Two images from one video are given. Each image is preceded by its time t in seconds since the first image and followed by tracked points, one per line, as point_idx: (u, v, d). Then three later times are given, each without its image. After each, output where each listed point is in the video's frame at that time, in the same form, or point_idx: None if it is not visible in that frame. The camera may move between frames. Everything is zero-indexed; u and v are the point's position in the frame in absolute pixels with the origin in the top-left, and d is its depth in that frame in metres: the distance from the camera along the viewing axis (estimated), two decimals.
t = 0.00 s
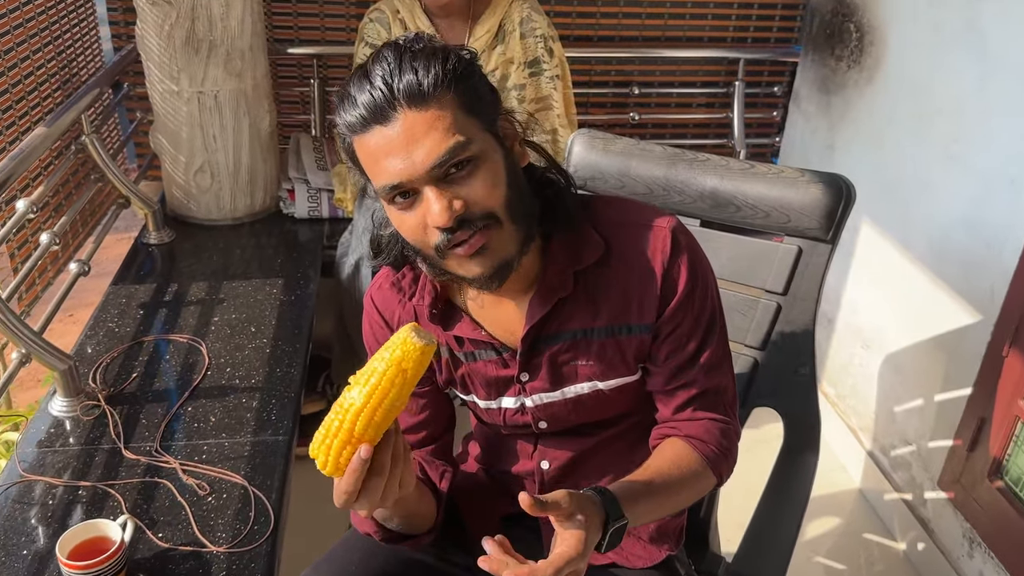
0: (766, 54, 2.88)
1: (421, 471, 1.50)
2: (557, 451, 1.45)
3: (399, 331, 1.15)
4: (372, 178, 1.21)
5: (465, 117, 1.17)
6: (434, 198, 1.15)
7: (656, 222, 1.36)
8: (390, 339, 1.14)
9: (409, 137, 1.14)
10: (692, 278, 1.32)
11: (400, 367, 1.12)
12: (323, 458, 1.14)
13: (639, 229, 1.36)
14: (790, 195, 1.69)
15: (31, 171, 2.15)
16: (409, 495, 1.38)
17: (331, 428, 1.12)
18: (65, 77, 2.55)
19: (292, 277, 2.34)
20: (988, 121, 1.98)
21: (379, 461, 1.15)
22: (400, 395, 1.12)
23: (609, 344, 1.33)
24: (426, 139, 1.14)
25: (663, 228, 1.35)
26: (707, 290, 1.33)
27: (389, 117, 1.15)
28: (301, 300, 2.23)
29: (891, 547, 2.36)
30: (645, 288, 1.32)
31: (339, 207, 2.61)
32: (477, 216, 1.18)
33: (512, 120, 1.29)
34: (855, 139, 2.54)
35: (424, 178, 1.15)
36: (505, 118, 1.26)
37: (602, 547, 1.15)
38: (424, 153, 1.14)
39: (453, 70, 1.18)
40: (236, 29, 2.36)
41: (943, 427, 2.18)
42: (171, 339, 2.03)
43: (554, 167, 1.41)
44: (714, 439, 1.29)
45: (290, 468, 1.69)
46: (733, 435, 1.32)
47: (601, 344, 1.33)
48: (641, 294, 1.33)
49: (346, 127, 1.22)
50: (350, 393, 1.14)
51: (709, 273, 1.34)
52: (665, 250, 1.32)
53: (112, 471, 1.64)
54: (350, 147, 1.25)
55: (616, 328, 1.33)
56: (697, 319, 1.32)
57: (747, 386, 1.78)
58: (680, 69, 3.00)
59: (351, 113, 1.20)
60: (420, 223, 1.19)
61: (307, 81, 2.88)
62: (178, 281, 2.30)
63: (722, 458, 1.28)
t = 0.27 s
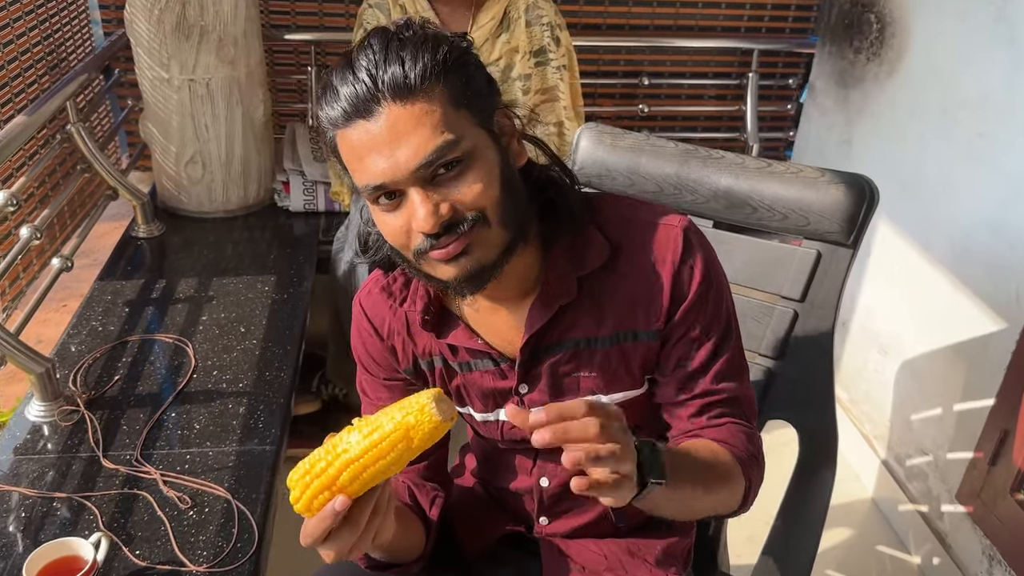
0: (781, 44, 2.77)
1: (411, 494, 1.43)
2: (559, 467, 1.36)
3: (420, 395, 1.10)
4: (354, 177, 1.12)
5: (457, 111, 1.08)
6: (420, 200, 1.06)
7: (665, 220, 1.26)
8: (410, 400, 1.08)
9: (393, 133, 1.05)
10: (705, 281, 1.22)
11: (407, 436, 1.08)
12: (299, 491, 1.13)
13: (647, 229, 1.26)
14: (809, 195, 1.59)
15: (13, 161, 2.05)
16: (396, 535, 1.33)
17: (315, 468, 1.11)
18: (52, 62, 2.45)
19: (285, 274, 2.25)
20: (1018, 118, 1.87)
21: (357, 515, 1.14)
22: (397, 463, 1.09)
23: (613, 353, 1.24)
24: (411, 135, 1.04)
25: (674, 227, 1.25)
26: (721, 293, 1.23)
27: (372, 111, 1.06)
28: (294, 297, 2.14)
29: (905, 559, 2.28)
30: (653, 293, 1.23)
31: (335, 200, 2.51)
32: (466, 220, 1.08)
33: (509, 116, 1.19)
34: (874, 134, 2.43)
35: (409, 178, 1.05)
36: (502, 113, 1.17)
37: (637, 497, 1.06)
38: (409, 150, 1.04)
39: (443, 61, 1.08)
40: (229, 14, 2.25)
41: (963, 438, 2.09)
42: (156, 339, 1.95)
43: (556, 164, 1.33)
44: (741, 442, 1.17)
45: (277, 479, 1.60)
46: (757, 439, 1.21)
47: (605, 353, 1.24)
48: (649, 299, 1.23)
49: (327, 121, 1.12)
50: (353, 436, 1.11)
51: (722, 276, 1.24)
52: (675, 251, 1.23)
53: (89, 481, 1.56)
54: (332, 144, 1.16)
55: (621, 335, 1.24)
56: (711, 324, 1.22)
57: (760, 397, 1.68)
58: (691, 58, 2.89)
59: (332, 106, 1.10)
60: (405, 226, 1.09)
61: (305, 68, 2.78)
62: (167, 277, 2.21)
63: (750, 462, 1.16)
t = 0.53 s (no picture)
0: (795, 36, 2.69)
1: (410, 512, 1.37)
2: (565, 480, 1.30)
3: (418, 423, 1.04)
4: (346, 177, 1.05)
5: (453, 103, 1.01)
6: (416, 198, 0.99)
7: (672, 211, 1.18)
8: (407, 428, 1.03)
9: (387, 125, 0.97)
10: (713, 273, 1.13)
11: (399, 465, 1.02)
12: (286, 510, 1.10)
13: (652, 223, 1.18)
14: (826, 195, 1.52)
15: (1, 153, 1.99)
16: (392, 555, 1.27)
17: (304, 488, 1.08)
18: (45, 50, 2.38)
19: (282, 270, 2.19)
20: None
21: (343, 540, 1.10)
22: (386, 494, 1.03)
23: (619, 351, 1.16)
24: (406, 128, 0.97)
25: (680, 216, 1.17)
26: (731, 286, 1.14)
27: (364, 104, 0.99)
28: (291, 295, 2.08)
29: (918, 569, 2.21)
30: (658, 286, 1.15)
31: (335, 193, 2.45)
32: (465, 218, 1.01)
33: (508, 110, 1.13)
34: (891, 130, 2.36)
35: (403, 174, 0.98)
36: (499, 108, 1.11)
37: (644, 455, 0.90)
38: (403, 144, 0.97)
39: (438, 51, 1.02)
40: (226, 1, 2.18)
41: (981, 447, 2.02)
42: (149, 338, 1.88)
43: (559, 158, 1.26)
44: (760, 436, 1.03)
45: (271, 488, 1.55)
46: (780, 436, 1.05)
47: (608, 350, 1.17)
48: (654, 290, 1.15)
49: (317, 117, 1.05)
50: (345, 459, 1.06)
51: (731, 268, 1.16)
52: (682, 243, 1.14)
53: (76, 489, 1.50)
54: (322, 142, 1.09)
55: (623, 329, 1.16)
56: (720, 312, 1.12)
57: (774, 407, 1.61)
58: (703, 50, 2.81)
59: (321, 101, 1.03)
60: (400, 225, 1.02)
61: (306, 57, 2.71)
62: (161, 273, 2.15)
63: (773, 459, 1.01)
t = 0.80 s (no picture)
0: (806, 30, 2.64)
1: (402, 510, 1.33)
2: (564, 487, 1.27)
3: (398, 404, 1.00)
4: (326, 163, 1.01)
5: (438, 93, 0.97)
6: (391, 186, 0.95)
7: (673, 225, 1.10)
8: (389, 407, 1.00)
9: (367, 112, 0.94)
10: (717, 297, 1.07)
11: (374, 445, 0.98)
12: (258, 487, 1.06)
13: (650, 236, 1.11)
14: (838, 196, 1.47)
15: None
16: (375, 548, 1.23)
17: (277, 465, 1.03)
18: (41, 43, 2.34)
19: (283, 269, 2.15)
20: None
21: (314, 520, 1.05)
22: (360, 474, 0.99)
23: (619, 362, 1.13)
24: (386, 114, 0.93)
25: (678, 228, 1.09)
26: (737, 306, 1.09)
27: (345, 87, 0.95)
28: (292, 294, 2.04)
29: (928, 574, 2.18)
30: (660, 305, 1.09)
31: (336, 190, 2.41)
32: (443, 212, 0.97)
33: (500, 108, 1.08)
34: (904, 127, 2.31)
35: (380, 163, 0.94)
36: (492, 107, 1.06)
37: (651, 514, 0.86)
38: (381, 131, 0.93)
39: (425, 40, 0.98)
40: None
41: (994, 451, 1.98)
42: (146, 339, 1.85)
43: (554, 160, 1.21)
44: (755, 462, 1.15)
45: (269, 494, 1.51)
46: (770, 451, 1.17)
47: (611, 366, 1.13)
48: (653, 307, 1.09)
49: (298, 101, 1.00)
50: (321, 437, 1.02)
51: (739, 286, 1.09)
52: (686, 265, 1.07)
53: (70, 495, 1.46)
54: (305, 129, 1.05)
55: (626, 346, 1.12)
56: (729, 334, 1.10)
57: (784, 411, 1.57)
58: (711, 44, 2.76)
59: (303, 85, 0.99)
60: (376, 216, 0.98)
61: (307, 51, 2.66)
62: (159, 271, 2.11)
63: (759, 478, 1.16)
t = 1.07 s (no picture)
0: (805, 28, 2.65)
1: (406, 518, 1.32)
2: (564, 490, 1.27)
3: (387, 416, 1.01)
4: (326, 175, 1.02)
5: (439, 104, 0.98)
6: (395, 199, 0.96)
7: (671, 226, 1.12)
8: (377, 417, 1.01)
9: (370, 125, 0.94)
10: (718, 300, 1.09)
11: (366, 457, 0.99)
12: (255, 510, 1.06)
13: (650, 237, 1.12)
14: (837, 195, 1.48)
15: None
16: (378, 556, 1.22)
17: (273, 485, 1.04)
18: (43, 45, 2.35)
19: (285, 269, 2.17)
20: None
21: (314, 537, 1.06)
22: (355, 487, 1.00)
23: (619, 365, 1.13)
24: (389, 128, 0.94)
25: (677, 228, 1.11)
26: (736, 308, 1.11)
27: (346, 101, 0.95)
28: (294, 294, 2.06)
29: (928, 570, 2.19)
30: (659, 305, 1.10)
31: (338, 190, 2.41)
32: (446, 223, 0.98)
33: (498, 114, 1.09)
34: (903, 125, 2.31)
35: (383, 175, 0.95)
36: (489, 112, 1.07)
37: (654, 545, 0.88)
38: (385, 145, 0.94)
39: (424, 50, 0.98)
40: None
41: (993, 448, 1.99)
42: (149, 339, 1.86)
43: (553, 164, 1.22)
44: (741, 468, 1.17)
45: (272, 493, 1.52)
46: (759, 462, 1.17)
47: (609, 368, 1.14)
48: (653, 309, 1.11)
49: (299, 114, 1.01)
50: (313, 455, 1.03)
51: (737, 289, 1.11)
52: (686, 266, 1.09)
53: (75, 495, 1.48)
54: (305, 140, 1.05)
55: (624, 347, 1.13)
56: (726, 337, 1.11)
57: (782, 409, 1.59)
58: (711, 43, 2.77)
59: (303, 98, 1.00)
60: (379, 227, 1.00)
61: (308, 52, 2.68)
62: (162, 272, 2.12)
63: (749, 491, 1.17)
